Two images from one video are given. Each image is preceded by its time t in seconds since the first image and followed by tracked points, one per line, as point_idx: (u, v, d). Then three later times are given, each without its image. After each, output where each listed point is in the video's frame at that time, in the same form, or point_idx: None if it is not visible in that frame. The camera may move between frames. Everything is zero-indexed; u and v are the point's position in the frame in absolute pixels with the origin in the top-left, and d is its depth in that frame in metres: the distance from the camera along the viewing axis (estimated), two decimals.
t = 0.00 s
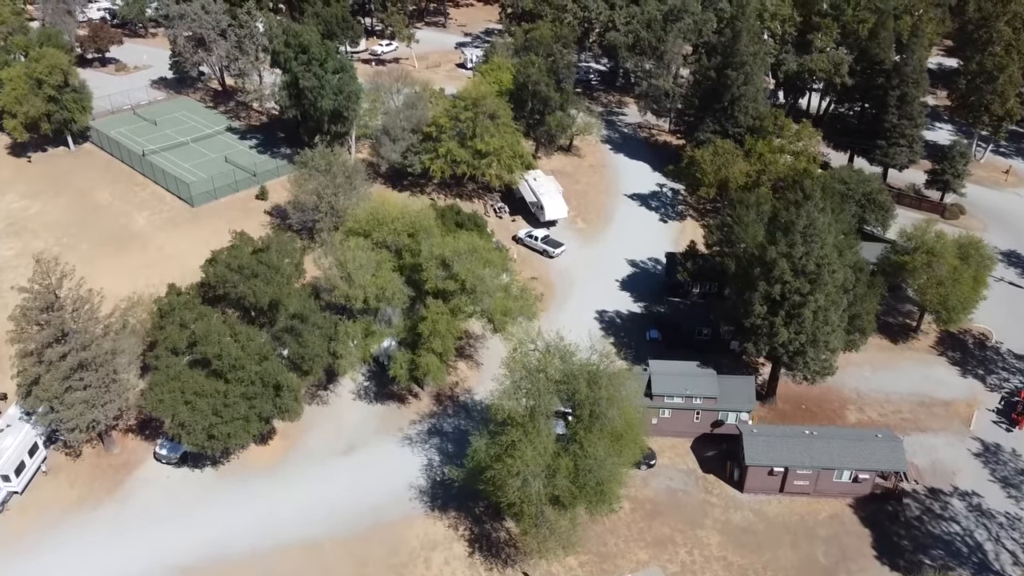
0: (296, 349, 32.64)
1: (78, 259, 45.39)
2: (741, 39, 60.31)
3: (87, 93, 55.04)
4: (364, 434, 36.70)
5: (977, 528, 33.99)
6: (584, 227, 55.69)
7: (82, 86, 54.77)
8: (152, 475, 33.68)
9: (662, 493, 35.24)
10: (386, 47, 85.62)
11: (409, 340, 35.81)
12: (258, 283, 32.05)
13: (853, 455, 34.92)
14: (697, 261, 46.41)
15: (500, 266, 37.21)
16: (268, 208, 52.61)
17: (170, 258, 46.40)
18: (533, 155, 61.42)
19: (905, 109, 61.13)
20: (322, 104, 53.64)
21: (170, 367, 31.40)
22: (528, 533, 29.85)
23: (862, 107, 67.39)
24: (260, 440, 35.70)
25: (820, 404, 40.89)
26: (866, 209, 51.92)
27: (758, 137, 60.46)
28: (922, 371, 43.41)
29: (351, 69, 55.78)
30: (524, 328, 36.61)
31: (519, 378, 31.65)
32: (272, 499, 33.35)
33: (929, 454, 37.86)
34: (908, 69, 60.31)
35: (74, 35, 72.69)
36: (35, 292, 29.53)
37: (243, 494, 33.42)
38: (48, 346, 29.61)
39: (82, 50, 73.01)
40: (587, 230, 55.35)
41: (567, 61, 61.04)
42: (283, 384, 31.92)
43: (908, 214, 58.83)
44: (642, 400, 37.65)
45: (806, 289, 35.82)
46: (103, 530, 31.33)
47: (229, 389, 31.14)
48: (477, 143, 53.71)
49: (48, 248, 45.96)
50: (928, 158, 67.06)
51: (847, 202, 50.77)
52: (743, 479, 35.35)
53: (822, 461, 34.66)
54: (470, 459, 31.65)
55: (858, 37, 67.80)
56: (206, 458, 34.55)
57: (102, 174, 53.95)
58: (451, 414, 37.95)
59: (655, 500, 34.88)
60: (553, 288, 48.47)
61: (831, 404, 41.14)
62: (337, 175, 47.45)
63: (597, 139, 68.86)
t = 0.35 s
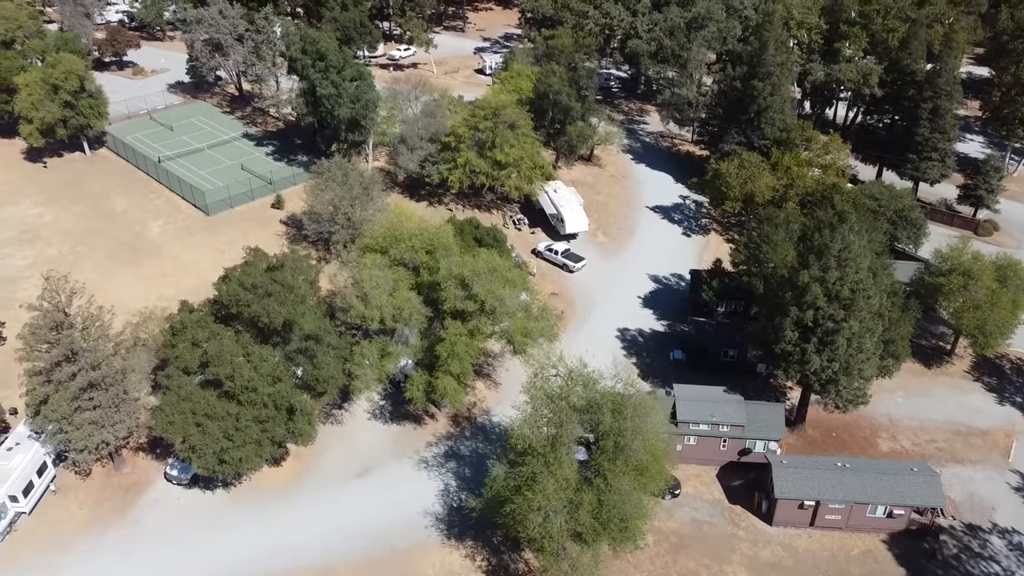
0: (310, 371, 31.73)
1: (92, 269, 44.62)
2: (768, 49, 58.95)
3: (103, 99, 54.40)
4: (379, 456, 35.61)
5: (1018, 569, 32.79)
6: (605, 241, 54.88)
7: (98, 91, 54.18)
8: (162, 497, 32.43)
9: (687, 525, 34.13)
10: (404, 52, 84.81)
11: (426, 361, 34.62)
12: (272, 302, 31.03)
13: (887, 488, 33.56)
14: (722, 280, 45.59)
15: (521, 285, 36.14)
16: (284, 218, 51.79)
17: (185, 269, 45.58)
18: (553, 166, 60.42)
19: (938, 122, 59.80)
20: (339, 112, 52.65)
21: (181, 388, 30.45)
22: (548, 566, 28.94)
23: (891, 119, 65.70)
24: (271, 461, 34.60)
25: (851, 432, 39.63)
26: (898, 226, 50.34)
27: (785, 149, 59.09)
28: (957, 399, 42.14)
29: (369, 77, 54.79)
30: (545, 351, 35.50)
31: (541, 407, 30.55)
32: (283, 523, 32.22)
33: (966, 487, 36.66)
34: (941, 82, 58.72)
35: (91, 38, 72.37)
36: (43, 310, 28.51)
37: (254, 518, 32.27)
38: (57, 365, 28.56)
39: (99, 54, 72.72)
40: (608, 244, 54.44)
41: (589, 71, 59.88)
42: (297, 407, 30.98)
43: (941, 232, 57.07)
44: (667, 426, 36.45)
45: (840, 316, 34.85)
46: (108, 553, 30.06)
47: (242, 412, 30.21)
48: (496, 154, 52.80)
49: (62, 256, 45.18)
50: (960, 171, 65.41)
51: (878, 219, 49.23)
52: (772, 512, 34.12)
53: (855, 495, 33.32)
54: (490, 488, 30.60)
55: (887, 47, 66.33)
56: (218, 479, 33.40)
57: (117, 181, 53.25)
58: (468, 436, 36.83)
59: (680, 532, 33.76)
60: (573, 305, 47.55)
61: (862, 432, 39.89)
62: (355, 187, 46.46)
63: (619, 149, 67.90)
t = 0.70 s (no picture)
0: (337, 394, 30.80)
1: (123, 275, 44.34)
2: (818, 62, 56.73)
3: (140, 101, 54.37)
4: (405, 480, 34.53)
5: None
6: (643, 257, 53.59)
7: (135, 94, 54.18)
8: (185, 516, 31.73)
9: (725, 565, 32.56)
10: (441, 57, 84.23)
11: (457, 385, 33.24)
12: (300, 322, 30.19)
13: (942, 536, 31.39)
14: (767, 304, 43.62)
15: (557, 306, 34.86)
16: (316, 226, 51.18)
17: (216, 277, 45.13)
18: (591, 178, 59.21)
19: (997, 141, 57.00)
20: (375, 120, 51.89)
21: (207, 407, 29.74)
22: None
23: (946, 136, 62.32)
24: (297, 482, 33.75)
25: (901, 471, 37.53)
26: (954, 251, 47.67)
27: (834, 166, 56.69)
28: (1015, 438, 39.74)
29: (405, 84, 53.96)
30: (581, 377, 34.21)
31: (575, 440, 29.20)
32: (306, 549, 31.22)
33: None
34: (1001, 99, 55.65)
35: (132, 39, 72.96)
36: (70, 324, 28.11)
37: (277, 542, 31.33)
38: (82, 381, 28.15)
39: (140, 55, 73.29)
40: (646, 260, 53.21)
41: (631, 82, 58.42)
42: (323, 430, 30.04)
43: (998, 257, 54.48)
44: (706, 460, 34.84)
45: (895, 351, 32.83)
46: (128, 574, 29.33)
47: (267, 434, 29.34)
48: (534, 165, 51.82)
49: (95, 261, 44.99)
50: (1018, 191, 62.52)
51: (932, 244, 46.77)
52: (816, 556, 32.30)
53: (906, 542, 31.27)
54: (521, 522, 29.36)
55: (943, 60, 63.72)
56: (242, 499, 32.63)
57: (152, 185, 53.17)
58: (498, 462, 35.57)
59: (718, 574, 32.21)
60: (610, 325, 46.32)
61: (913, 470, 37.71)
62: (388, 198, 45.51)
63: (659, 160, 66.96)
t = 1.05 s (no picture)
0: (356, 415, 29.91)
1: (146, 281, 43.95)
2: (859, 74, 54.75)
3: (167, 104, 54.14)
4: (425, 504, 33.46)
5: None
6: (674, 273, 52.16)
7: (163, 97, 53.97)
8: (200, 535, 31.01)
9: None
10: (470, 61, 83.78)
11: (479, 407, 32.16)
12: (320, 341, 29.28)
13: None
14: (803, 326, 41.76)
15: (585, 327, 33.66)
16: (340, 234, 50.51)
17: (238, 285, 44.57)
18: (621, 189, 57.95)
19: None
20: (401, 127, 51.03)
21: (224, 426, 28.99)
22: None
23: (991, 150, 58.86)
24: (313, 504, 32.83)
25: (943, 507, 35.66)
26: (1000, 274, 44.81)
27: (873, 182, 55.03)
28: None
29: (433, 91, 53.05)
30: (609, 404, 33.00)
31: (603, 472, 27.96)
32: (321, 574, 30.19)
33: None
34: None
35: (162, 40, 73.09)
36: (87, 340, 27.51)
37: (291, 566, 30.35)
38: (97, 398, 27.45)
39: (169, 56, 73.45)
40: (676, 276, 51.82)
41: (665, 93, 57.32)
42: (342, 453, 29.07)
43: None
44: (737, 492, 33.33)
45: (943, 386, 30.94)
46: None
47: (284, 456, 28.47)
48: (562, 177, 50.76)
49: (118, 267, 44.69)
50: None
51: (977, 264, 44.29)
52: None
53: None
54: (543, 556, 28.14)
55: (989, 72, 61.36)
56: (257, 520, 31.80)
57: (177, 189, 52.88)
58: (521, 487, 34.39)
59: None
60: (638, 344, 44.92)
61: (956, 507, 35.83)
62: (413, 209, 44.51)
63: (691, 171, 65.62)
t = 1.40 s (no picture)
0: (372, 442, 28.83)
1: (163, 290, 43.37)
2: (901, 88, 52.72)
3: (191, 109, 53.75)
4: (441, 533, 32.21)
5: None
6: (702, 291, 50.50)
7: (186, 101, 53.60)
8: (210, 560, 30.09)
9: None
10: (497, 66, 83.05)
11: (500, 435, 30.86)
12: (335, 365, 28.21)
13: None
14: (840, 353, 39.79)
15: (612, 352, 32.28)
16: (361, 244, 49.64)
17: (257, 295, 43.78)
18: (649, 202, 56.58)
19: None
20: (425, 137, 50.00)
21: (236, 450, 28.07)
22: None
23: None
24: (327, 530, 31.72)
25: (987, 551, 33.69)
26: None
27: (912, 201, 52.90)
28: None
29: (458, 100, 51.97)
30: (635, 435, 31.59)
31: (628, 512, 26.56)
32: None
33: None
34: None
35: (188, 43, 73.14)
36: (97, 359, 26.75)
37: None
38: (107, 419, 26.69)
39: (195, 59, 73.48)
40: (705, 294, 50.23)
41: (698, 105, 56.00)
42: (356, 481, 27.90)
43: None
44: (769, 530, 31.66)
45: (993, 428, 28.95)
46: None
47: (297, 484, 27.50)
48: (589, 191, 49.64)
49: (137, 274, 44.20)
50: None
51: None
52: None
53: None
54: None
55: None
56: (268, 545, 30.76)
57: (199, 195, 52.41)
58: (542, 516, 33.08)
59: None
60: (665, 366, 43.39)
61: (1000, 551, 33.86)
62: (435, 222, 43.40)
63: (721, 183, 64.06)
